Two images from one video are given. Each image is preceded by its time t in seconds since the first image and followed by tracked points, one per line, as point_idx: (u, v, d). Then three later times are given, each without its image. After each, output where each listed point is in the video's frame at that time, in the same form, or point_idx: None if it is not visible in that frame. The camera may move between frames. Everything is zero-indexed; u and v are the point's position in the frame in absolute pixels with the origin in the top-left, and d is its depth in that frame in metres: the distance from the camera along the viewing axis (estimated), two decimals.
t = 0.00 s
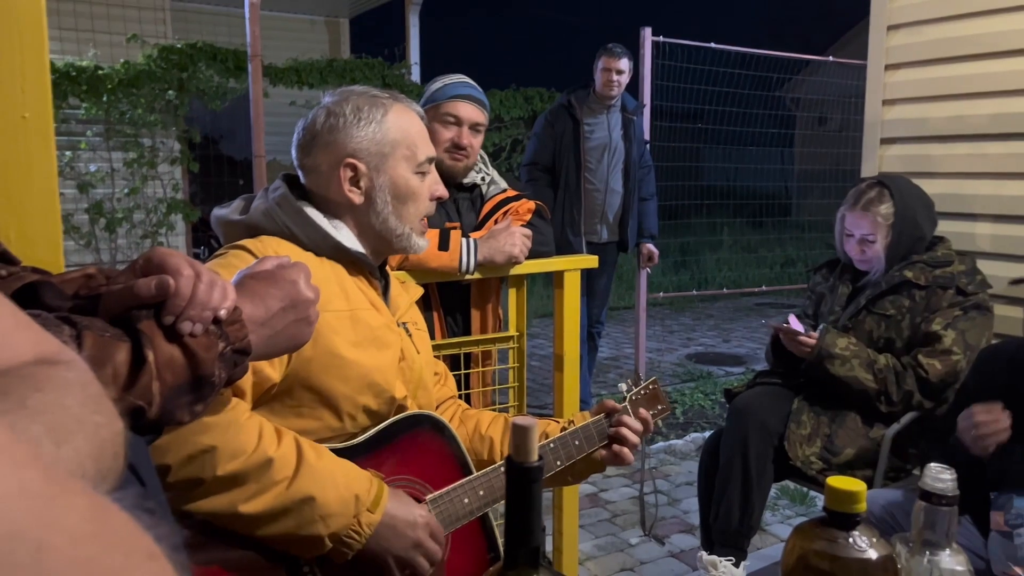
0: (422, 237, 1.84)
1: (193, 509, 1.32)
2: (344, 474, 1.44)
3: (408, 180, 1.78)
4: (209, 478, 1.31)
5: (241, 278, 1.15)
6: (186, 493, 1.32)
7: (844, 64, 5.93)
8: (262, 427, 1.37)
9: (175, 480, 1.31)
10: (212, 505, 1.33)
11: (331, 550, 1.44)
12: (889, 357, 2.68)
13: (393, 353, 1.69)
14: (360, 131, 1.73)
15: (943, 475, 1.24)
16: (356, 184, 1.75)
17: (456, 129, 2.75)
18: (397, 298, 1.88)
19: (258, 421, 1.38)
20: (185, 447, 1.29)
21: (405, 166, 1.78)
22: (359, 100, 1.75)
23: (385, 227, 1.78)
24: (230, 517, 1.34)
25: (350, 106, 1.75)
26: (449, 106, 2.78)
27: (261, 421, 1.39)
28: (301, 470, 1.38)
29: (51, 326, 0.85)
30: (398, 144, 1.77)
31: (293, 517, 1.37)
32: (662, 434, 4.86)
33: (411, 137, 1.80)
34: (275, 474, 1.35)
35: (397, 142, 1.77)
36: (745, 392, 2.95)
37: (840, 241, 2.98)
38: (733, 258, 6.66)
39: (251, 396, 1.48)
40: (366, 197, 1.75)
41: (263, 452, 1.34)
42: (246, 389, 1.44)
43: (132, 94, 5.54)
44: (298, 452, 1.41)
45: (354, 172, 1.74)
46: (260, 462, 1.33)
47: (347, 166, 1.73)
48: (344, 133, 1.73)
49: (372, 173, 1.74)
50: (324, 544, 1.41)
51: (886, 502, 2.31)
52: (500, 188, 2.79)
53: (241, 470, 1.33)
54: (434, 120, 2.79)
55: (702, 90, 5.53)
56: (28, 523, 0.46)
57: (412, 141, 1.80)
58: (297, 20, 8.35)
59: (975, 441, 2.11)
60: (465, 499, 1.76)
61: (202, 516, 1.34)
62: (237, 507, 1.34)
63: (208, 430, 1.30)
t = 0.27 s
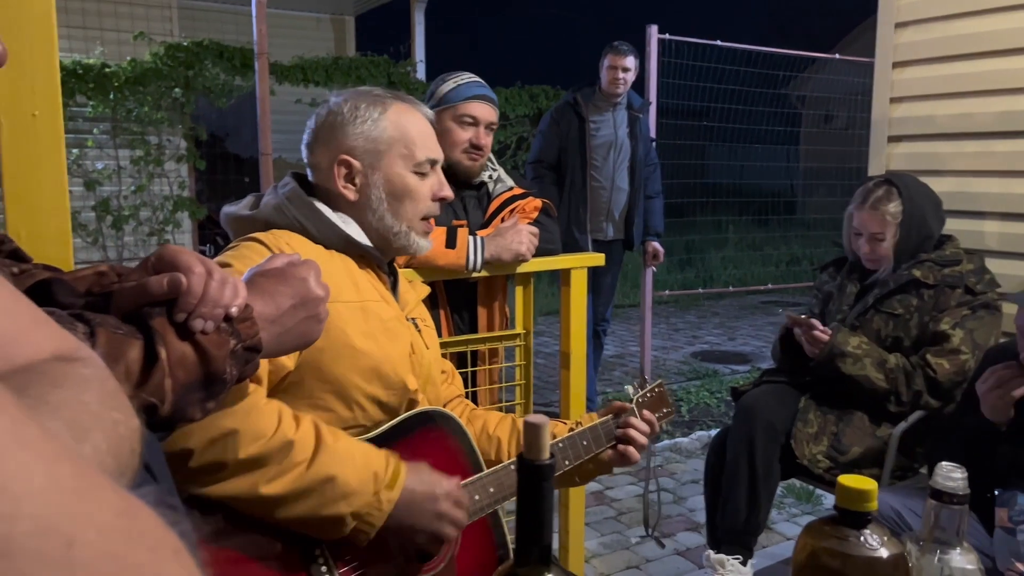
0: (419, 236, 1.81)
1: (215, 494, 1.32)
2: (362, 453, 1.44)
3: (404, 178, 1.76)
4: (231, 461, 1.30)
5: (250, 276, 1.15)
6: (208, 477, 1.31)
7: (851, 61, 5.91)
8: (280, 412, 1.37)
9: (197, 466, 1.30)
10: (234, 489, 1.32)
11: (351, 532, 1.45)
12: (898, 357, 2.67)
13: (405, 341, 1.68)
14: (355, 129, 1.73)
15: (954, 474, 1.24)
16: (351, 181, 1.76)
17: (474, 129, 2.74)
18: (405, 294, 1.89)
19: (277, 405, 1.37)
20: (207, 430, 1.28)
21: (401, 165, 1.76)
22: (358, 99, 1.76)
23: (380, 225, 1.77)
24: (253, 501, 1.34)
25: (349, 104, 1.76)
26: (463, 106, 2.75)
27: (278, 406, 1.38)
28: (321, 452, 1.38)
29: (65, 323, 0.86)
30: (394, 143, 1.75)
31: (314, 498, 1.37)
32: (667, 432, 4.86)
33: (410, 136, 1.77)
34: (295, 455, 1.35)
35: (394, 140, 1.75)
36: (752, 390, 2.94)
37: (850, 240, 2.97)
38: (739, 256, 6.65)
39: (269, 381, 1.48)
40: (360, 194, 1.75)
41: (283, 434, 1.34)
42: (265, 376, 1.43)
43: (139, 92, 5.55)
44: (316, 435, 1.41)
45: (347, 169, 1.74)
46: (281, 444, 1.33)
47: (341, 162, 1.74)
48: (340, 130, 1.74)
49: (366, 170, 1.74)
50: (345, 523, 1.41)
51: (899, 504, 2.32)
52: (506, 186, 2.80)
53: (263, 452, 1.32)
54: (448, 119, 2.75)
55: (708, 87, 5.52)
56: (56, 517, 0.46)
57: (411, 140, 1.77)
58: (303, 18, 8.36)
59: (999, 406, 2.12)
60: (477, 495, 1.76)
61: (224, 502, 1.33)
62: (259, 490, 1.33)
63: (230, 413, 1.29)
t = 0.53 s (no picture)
0: (416, 234, 1.80)
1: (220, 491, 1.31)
2: (366, 464, 1.45)
3: (398, 176, 1.75)
4: (238, 461, 1.30)
5: (250, 275, 1.15)
6: (214, 475, 1.31)
7: (852, 60, 5.90)
8: (289, 414, 1.37)
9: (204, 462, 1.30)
10: (240, 488, 1.32)
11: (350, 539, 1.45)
12: (901, 355, 2.67)
13: (407, 344, 1.69)
14: (350, 127, 1.74)
15: (954, 474, 1.24)
16: (347, 180, 1.76)
17: (477, 129, 2.72)
18: (406, 294, 1.89)
19: (285, 408, 1.38)
20: (217, 429, 1.28)
21: (396, 162, 1.75)
22: (356, 97, 1.77)
23: (376, 223, 1.77)
24: (257, 502, 1.34)
25: (346, 103, 1.77)
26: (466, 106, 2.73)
27: (287, 409, 1.39)
28: (327, 458, 1.39)
29: (64, 323, 0.86)
30: (389, 141, 1.75)
31: (317, 504, 1.37)
32: (668, 431, 4.86)
33: (405, 134, 1.76)
34: (302, 459, 1.36)
35: (388, 138, 1.75)
36: (753, 389, 2.94)
37: (850, 240, 2.97)
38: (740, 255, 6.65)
39: (276, 378, 1.49)
40: (355, 193, 1.76)
41: (291, 437, 1.34)
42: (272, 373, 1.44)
43: (140, 90, 5.54)
44: (323, 441, 1.41)
45: (342, 168, 1.75)
46: (288, 448, 1.33)
47: (335, 160, 1.74)
48: (336, 129, 1.75)
49: (360, 169, 1.74)
50: (344, 532, 1.41)
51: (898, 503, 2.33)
52: (507, 185, 2.80)
53: (271, 454, 1.32)
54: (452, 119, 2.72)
55: (710, 86, 5.52)
56: (56, 517, 0.46)
57: (406, 139, 1.76)
58: (304, 16, 8.36)
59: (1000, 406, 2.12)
60: (478, 492, 1.76)
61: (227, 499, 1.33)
62: (264, 490, 1.33)
63: (241, 413, 1.30)
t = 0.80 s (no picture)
0: (422, 230, 1.81)
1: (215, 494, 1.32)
2: (362, 467, 1.44)
3: (402, 175, 1.76)
4: (233, 465, 1.31)
5: (249, 275, 1.15)
6: (209, 479, 1.32)
7: (850, 60, 5.91)
8: (284, 418, 1.37)
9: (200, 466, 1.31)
10: (234, 492, 1.32)
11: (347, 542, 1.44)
12: (899, 355, 2.67)
13: (405, 345, 1.68)
14: (351, 129, 1.73)
15: (949, 475, 1.23)
16: (351, 181, 1.76)
17: (475, 129, 2.72)
18: (403, 293, 1.89)
19: (281, 412, 1.38)
20: (211, 433, 1.29)
21: (399, 160, 1.76)
22: (352, 99, 1.76)
23: (382, 222, 1.77)
24: (251, 506, 1.34)
25: (342, 104, 1.75)
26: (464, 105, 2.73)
27: (282, 412, 1.39)
28: (321, 462, 1.39)
29: (62, 324, 0.86)
30: (390, 139, 1.75)
31: (311, 508, 1.37)
32: (666, 431, 4.87)
33: (405, 132, 1.76)
34: (295, 464, 1.36)
35: (389, 137, 1.74)
36: (751, 389, 2.95)
37: (847, 240, 2.98)
38: (738, 254, 6.66)
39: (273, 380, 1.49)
40: (361, 193, 1.75)
41: (285, 442, 1.34)
42: (268, 374, 1.44)
43: (138, 89, 5.54)
44: (317, 444, 1.41)
45: (346, 169, 1.75)
46: (282, 452, 1.33)
47: (339, 163, 1.74)
48: (336, 132, 1.74)
49: (365, 169, 1.74)
50: (340, 536, 1.41)
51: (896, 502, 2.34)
52: (505, 185, 2.80)
53: (264, 459, 1.33)
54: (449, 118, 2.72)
55: (708, 86, 5.53)
56: (55, 518, 0.46)
57: (407, 136, 1.76)
58: (303, 16, 8.37)
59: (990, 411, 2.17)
60: (474, 491, 1.76)
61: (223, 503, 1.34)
62: (258, 494, 1.34)
63: (234, 417, 1.30)
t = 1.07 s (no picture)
0: (387, 221, 1.76)
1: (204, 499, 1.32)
2: (351, 472, 1.44)
3: (363, 165, 1.74)
4: (221, 470, 1.30)
5: (241, 275, 1.14)
6: (197, 485, 1.31)
7: (845, 60, 5.93)
8: (273, 423, 1.37)
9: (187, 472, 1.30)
10: (223, 497, 1.32)
11: (334, 547, 1.44)
12: (894, 354, 2.68)
13: (397, 346, 1.68)
14: (319, 124, 1.78)
15: (941, 477, 1.25)
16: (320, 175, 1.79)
17: (470, 130, 2.71)
18: (395, 294, 1.88)
19: (270, 416, 1.38)
20: (199, 438, 1.28)
21: (360, 150, 1.74)
22: (325, 97, 1.82)
23: (348, 214, 1.76)
24: (239, 511, 1.34)
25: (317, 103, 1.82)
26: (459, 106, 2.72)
27: (272, 417, 1.39)
28: (310, 467, 1.39)
29: (52, 326, 0.86)
30: (353, 131, 1.75)
31: (300, 514, 1.37)
32: (661, 430, 4.87)
33: (368, 122, 1.76)
34: (284, 468, 1.36)
35: (351, 128, 1.76)
36: (746, 389, 2.95)
37: (841, 239, 2.98)
38: (734, 254, 6.66)
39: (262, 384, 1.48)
40: (326, 185, 1.76)
41: (274, 447, 1.34)
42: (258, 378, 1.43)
43: (133, 89, 5.52)
44: (307, 449, 1.41)
45: (313, 163, 1.78)
46: (271, 457, 1.33)
47: (306, 157, 1.78)
48: (308, 130, 1.80)
49: (328, 161, 1.76)
50: (328, 541, 1.41)
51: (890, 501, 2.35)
52: (500, 185, 2.80)
53: (253, 464, 1.32)
54: (444, 119, 2.71)
55: (704, 86, 5.53)
56: (34, 524, 0.46)
57: (369, 126, 1.76)
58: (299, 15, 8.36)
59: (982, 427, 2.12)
60: (467, 493, 1.74)
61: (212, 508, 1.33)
62: (247, 500, 1.33)
63: (224, 421, 1.29)
